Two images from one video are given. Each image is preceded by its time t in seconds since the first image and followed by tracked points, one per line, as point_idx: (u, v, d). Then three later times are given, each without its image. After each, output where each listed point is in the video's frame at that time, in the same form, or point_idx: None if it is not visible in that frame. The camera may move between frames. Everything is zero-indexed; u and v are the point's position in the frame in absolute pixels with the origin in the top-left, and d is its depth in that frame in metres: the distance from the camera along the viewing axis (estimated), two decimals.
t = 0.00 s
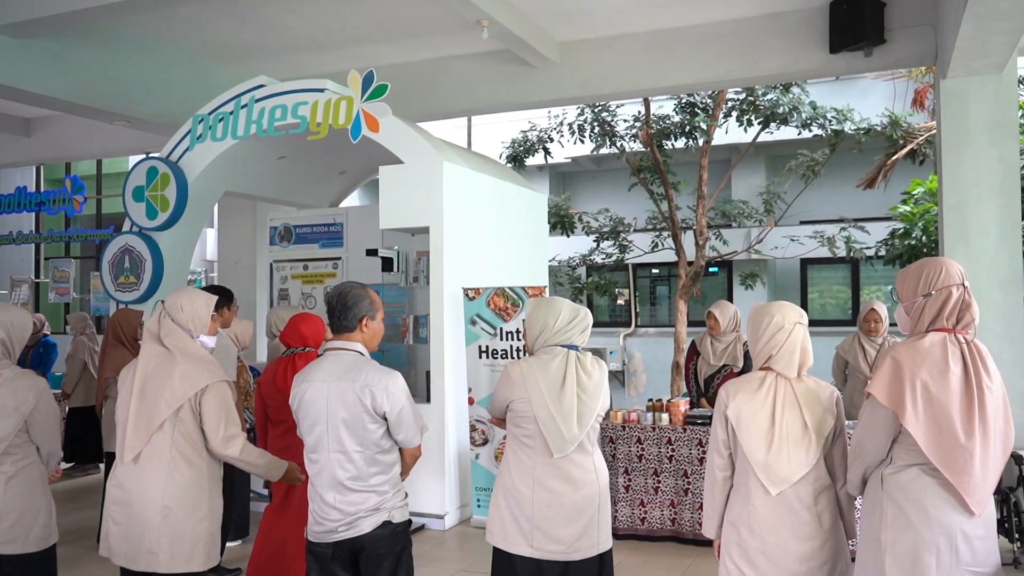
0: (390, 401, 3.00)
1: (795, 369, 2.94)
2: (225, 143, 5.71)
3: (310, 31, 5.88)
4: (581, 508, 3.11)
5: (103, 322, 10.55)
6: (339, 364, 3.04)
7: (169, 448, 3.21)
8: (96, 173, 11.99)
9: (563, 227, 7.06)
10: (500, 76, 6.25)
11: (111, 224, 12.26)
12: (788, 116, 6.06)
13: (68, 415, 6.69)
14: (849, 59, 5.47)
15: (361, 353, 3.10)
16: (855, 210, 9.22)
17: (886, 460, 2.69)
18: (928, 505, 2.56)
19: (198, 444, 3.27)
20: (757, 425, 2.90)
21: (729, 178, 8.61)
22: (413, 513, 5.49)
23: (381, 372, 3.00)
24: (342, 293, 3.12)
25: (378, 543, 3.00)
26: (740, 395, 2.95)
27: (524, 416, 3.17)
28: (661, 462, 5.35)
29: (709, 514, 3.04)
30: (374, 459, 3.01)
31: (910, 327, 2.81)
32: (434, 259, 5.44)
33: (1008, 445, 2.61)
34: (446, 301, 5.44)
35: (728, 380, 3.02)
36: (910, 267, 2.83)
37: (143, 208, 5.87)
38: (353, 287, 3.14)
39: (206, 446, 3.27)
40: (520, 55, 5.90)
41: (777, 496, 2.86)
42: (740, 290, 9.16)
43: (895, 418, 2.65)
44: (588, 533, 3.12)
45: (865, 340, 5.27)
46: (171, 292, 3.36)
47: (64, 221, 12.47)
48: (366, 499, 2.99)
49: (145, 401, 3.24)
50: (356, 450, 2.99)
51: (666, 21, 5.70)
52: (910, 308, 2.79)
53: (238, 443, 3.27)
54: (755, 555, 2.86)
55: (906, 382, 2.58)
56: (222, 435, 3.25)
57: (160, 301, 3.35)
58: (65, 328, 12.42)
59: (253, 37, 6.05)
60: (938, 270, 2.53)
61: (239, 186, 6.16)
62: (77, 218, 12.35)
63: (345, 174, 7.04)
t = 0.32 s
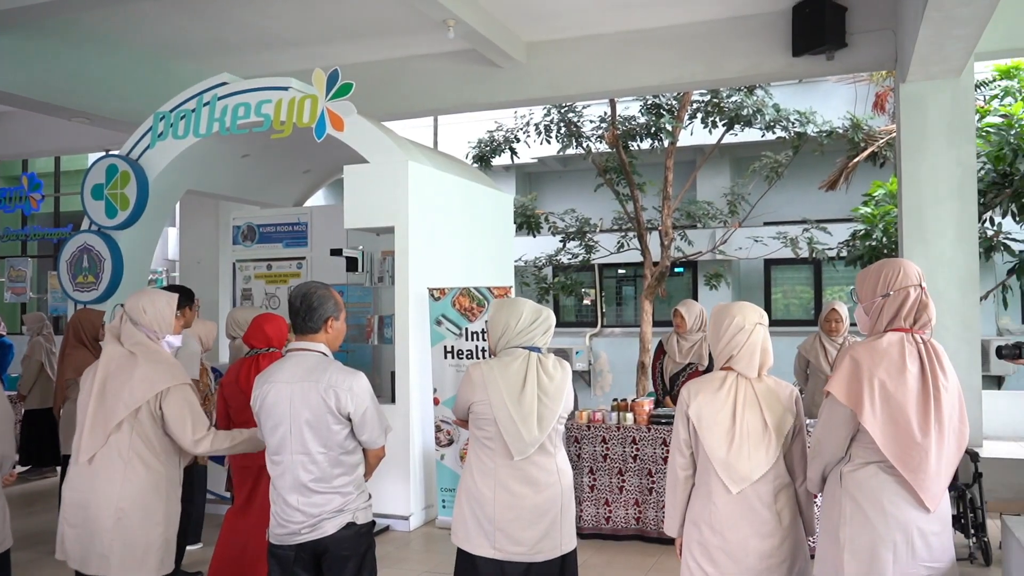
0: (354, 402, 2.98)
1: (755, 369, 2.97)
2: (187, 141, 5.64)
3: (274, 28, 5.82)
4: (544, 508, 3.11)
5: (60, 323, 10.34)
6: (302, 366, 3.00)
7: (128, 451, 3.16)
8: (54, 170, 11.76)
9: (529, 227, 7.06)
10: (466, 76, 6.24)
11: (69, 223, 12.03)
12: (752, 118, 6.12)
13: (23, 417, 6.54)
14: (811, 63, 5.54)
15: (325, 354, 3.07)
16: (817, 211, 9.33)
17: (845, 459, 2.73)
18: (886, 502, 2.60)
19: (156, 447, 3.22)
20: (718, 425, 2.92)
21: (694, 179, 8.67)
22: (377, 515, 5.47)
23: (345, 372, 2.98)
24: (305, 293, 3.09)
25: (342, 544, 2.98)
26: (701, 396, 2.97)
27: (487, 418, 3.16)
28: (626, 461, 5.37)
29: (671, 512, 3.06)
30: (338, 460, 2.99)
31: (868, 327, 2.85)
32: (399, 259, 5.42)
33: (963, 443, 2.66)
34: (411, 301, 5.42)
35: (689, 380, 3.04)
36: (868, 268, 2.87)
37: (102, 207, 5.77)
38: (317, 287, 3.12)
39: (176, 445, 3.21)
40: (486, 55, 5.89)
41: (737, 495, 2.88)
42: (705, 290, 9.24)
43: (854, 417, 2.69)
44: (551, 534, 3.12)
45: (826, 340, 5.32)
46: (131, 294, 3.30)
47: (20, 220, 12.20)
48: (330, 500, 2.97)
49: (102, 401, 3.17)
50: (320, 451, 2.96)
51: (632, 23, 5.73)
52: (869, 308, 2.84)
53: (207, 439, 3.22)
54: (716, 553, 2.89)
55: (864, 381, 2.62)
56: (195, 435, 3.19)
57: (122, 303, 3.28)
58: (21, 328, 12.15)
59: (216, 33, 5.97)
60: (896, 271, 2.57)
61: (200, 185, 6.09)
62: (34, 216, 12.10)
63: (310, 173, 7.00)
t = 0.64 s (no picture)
0: (316, 402, 2.96)
1: (712, 368, 3.01)
2: (145, 138, 5.56)
3: (234, 24, 5.76)
4: (505, 508, 3.11)
5: (13, 323, 10.10)
6: (262, 366, 2.97)
7: (93, 450, 3.12)
8: (7, 167, 11.50)
9: (493, 227, 7.06)
10: (430, 75, 6.23)
11: (23, 220, 11.77)
12: (714, 119, 6.18)
13: None
14: (771, 65, 5.60)
15: (285, 354, 3.04)
16: (776, 212, 9.43)
17: (801, 456, 2.77)
18: (841, 499, 2.64)
19: (119, 447, 3.19)
20: (677, 423, 2.95)
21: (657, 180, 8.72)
22: (339, 516, 5.44)
23: (306, 373, 2.96)
24: (267, 292, 3.07)
25: (303, 545, 2.95)
26: (656, 395, 3.00)
27: (447, 419, 3.16)
28: (589, 460, 5.40)
29: (629, 509, 3.09)
30: (299, 461, 2.96)
31: (825, 326, 2.90)
32: (362, 259, 5.40)
33: (915, 441, 2.71)
34: (374, 301, 5.41)
35: (647, 379, 3.07)
36: (825, 269, 2.92)
37: (57, 204, 5.65)
38: (279, 287, 3.11)
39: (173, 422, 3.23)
40: (449, 54, 5.88)
41: (694, 492, 2.91)
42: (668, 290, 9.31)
43: (810, 415, 2.73)
44: (512, 534, 3.12)
45: (784, 339, 5.39)
46: (99, 298, 3.27)
47: None
48: (290, 501, 2.94)
49: (67, 402, 3.12)
50: (281, 452, 2.93)
51: (597, 24, 5.75)
52: (825, 308, 2.88)
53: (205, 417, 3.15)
54: (675, 551, 2.91)
55: (820, 381, 2.66)
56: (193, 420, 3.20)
57: (90, 307, 3.26)
58: None
59: (176, 29, 5.89)
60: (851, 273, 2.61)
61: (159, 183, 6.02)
62: None
63: (272, 171, 6.95)
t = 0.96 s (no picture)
0: (273, 402, 2.90)
1: (665, 367, 3.03)
2: (98, 134, 5.47)
3: (191, 21, 5.70)
4: (462, 506, 3.11)
5: None
6: (217, 367, 2.90)
7: (46, 452, 3.07)
8: None
9: (454, 226, 7.07)
10: (390, 72, 6.20)
11: None
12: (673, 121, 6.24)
13: None
14: (728, 67, 5.67)
15: (241, 354, 2.98)
16: (734, 213, 9.51)
17: (754, 454, 2.81)
18: (792, 495, 2.68)
19: (73, 450, 3.14)
20: (630, 422, 2.97)
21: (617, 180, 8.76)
22: (296, 517, 5.40)
23: (263, 373, 2.90)
24: (223, 292, 2.99)
25: (260, 546, 2.91)
26: (611, 394, 3.02)
27: (405, 419, 3.15)
28: (548, 459, 5.43)
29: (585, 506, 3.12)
30: (255, 462, 2.91)
31: (777, 326, 2.92)
32: (320, 258, 5.38)
33: (865, 437, 2.77)
34: (332, 300, 5.40)
35: (604, 378, 3.08)
36: (777, 268, 2.94)
37: (8, 202, 5.52)
38: (234, 286, 3.02)
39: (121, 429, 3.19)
40: (409, 52, 5.86)
41: (648, 489, 2.94)
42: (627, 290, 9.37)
43: (763, 414, 2.76)
44: (471, 532, 3.13)
45: (740, 338, 5.47)
46: (64, 295, 3.23)
47: None
48: (246, 502, 2.89)
49: (22, 403, 3.06)
50: (236, 453, 2.88)
51: (558, 24, 5.77)
52: (778, 308, 2.91)
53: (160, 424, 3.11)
54: (629, 547, 2.95)
55: (773, 380, 2.69)
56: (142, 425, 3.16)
57: (54, 302, 3.22)
58: None
59: (131, 24, 5.80)
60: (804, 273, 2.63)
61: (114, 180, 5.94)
62: None
63: (229, 169, 6.90)
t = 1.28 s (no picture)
0: (222, 402, 2.84)
1: (617, 365, 3.08)
2: (45, 129, 5.36)
3: (143, 15, 5.61)
4: (417, 505, 3.10)
5: None
6: (166, 366, 2.83)
7: None
8: None
9: (411, 225, 7.05)
10: (349, 70, 6.17)
11: None
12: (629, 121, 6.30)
13: None
14: (683, 69, 5.73)
15: (191, 353, 2.91)
16: (689, 213, 9.58)
17: (704, 451, 2.85)
18: (741, 491, 2.72)
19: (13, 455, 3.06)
20: (581, 420, 3.00)
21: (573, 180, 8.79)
22: (249, 518, 5.36)
23: (213, 372, 2.84)
24: (172, 290, 2.93)
25: (209, 548, 2.86)
26: (562, 392, 3.05)
27: (358, 420, 3.15)
28: (503, 457, 5.44)
29: (539, 504, 3.14)
30: (204, 462, 2.85)
31: (727, 324, 2.95)
32: (274, 256, 5.34)
33: (812, 434, 2.82)
34: (286, 298, 5.37)
35: (555, 376, 3.11)
36: (727, 268, 2.97)
37: None
38: (185, 284, 2.96)
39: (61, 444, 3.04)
40: (365, 50, 5.84)
41: (600, 486, 2.97)
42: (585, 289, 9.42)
43: (713, 412, 2.79)
44: (426, 530, 3.12)
45: (694, 337, 5.49)
46: None
47: None
48: (195, 504, 2.83)
49: None
50: (185, 453, 2.81)
51: (515, 23, 5.79)
52: (728, 307, 2.93)
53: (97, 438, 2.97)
54: (582, 544, 2.97)
55: (722, 377, 2.72)
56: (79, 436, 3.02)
57: None
58: None
59: (81, 17, 5.69)
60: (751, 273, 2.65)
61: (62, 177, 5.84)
62: None
63: (181, 166, 6.83)
